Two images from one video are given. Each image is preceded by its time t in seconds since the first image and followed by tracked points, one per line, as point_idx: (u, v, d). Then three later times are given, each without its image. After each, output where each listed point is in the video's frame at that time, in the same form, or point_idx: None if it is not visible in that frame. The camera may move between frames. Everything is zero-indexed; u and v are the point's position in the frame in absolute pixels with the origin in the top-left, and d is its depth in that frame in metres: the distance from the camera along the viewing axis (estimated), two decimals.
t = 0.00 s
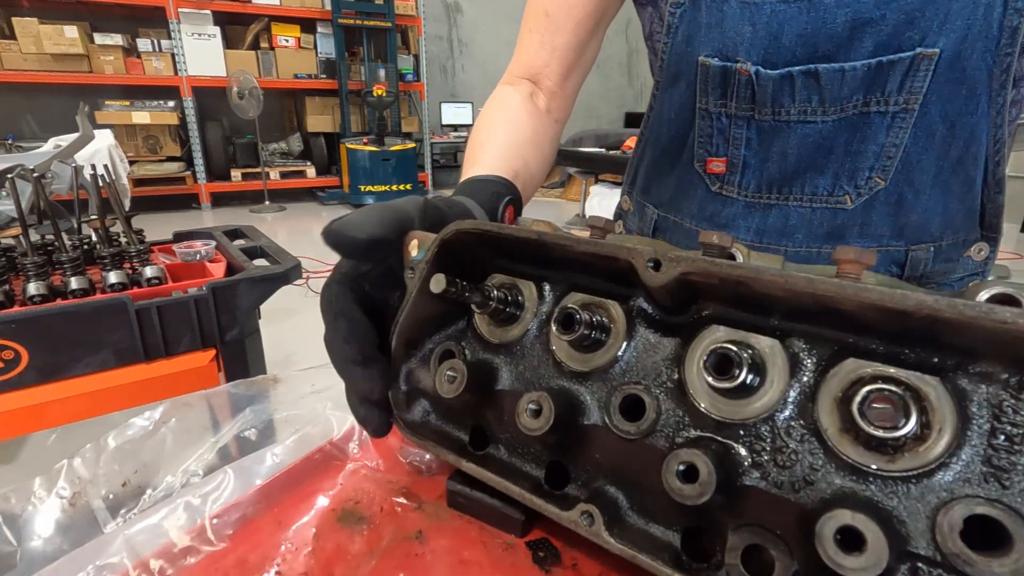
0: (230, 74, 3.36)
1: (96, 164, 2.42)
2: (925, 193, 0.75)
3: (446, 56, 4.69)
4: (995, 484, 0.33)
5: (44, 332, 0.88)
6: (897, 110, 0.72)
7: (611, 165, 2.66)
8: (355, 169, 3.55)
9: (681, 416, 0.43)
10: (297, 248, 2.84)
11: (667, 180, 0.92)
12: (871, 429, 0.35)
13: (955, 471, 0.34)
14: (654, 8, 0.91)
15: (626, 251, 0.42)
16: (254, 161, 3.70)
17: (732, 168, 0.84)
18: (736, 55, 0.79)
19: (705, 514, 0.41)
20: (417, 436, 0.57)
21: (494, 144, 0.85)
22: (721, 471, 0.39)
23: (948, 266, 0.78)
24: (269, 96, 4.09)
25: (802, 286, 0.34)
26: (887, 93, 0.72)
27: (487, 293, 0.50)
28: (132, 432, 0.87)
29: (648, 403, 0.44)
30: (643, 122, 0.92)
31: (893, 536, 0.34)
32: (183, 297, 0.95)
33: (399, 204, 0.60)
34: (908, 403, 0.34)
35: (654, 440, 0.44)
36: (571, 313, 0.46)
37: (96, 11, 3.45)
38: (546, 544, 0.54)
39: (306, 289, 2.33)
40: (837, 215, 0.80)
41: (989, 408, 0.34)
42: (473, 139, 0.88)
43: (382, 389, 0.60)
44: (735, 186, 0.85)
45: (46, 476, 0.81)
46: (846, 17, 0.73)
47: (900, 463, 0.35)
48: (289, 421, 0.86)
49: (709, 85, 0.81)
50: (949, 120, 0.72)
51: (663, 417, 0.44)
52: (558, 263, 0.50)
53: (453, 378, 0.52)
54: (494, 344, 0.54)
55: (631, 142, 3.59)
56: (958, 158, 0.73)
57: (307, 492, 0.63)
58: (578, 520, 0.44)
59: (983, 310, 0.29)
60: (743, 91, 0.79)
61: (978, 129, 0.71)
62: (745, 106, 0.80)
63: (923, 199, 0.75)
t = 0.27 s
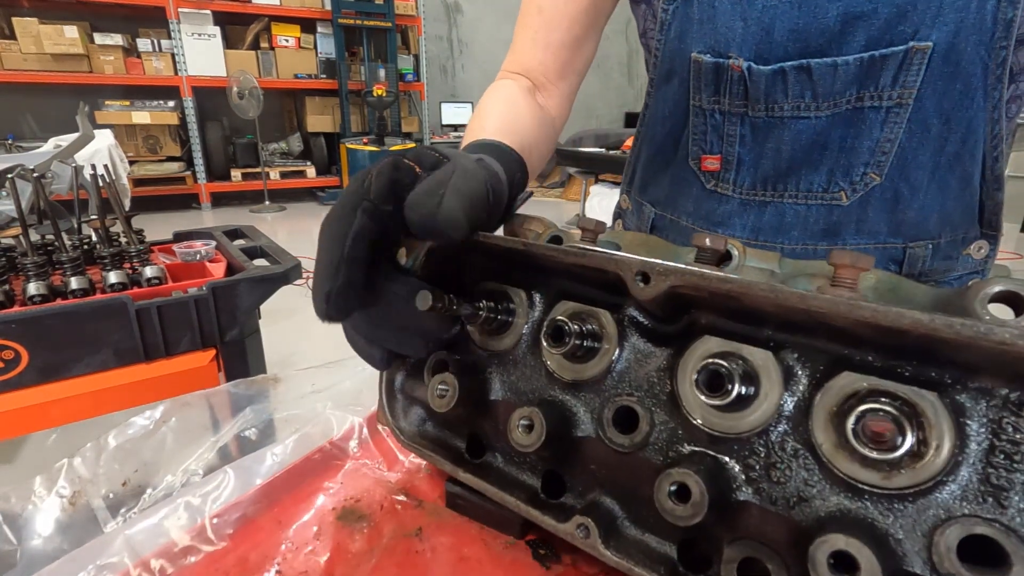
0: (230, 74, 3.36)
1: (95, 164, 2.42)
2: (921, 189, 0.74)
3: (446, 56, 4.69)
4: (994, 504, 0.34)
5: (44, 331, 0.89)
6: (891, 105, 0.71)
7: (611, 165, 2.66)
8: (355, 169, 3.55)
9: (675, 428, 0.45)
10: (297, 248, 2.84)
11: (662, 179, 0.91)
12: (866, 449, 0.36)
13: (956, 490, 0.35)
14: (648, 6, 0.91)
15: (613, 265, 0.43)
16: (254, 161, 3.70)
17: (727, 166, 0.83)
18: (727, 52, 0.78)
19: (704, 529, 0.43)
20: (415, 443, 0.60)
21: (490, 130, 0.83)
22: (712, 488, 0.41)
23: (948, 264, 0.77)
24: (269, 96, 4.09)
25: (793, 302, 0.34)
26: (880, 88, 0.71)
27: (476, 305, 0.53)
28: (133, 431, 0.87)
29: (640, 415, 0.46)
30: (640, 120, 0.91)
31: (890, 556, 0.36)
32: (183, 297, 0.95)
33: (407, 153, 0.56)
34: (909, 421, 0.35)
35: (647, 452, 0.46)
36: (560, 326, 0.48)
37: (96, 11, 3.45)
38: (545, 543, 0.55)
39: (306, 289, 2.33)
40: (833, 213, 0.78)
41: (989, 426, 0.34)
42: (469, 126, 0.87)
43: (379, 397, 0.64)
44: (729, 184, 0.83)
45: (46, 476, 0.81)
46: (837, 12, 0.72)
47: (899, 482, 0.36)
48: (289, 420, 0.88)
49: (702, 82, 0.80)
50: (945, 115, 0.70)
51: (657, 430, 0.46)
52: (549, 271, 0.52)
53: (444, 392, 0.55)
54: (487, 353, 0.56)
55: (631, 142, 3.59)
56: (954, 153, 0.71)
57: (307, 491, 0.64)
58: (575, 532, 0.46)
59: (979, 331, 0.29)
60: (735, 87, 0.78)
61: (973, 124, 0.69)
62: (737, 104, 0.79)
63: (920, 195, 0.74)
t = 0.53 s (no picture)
0: (230, 74, 3.36)
1: (95, 164, 2.42)
2: (915, 184, 0.74)
3: (446, 56, 4.69)
4: (991, 519, 0.34)
5: (44, 331, 0.89)
6: (884, 98, 0.71)
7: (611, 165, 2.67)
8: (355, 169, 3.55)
9: (670, 439, 0.45)
10: (296, 247, 2.84)
11: (659, 175, 0.91)
12: (859, 466, 0.36)
13: (953, 504, 0.35)
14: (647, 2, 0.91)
15: (604, 276, 0.42)
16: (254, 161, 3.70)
17: (722, 160, 0.83)
18: (722, 45, 0.78)
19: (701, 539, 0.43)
20: (412, 449, 0.60)
21: (491, 135, 0.83)
22: (707, 502, 0.41)
23: (944, 261, 0.76)
24: (269, 96, 4.09)
25: (786, 316, 0.34)
26: (874, 81, 0.71)
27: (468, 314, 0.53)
28: (133, 428, 0.86)
29: (635, 424, 0.46)
30: (638, 115, 0.92)
31: (886, 569, 0.36)
32: (183, 297, 0.95)
33: (403, 165, 0.60)
34: (907, 437, 0.34)
35: (642, 461, 0.46)
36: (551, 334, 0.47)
37: (96, 11, 3.45)
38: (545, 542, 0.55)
39: (306, 289, 2.33)
40: (828, 208, 0.78)
41: (989, 439, 0.34)
42: (469, 130, 0.87)
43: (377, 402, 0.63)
44: (725, 179, 0.83)
45: (46, 474, 0.81)
46: (830, 5, 0.72)
47: (893, 497, 0.36)
48: (289, 419, 0.88)
49: (698, 75, 0.80)
50: (938, 108, 0.70)
51: (652, 440, 0.46)
52: (540, 279, 0.51)
53: (440, 403, 0.55)
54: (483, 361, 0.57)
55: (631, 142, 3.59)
56: (948, 148, 0.71)
57: (307, 491, 0.64)
58: (572, 541, 0.46)
59: (976, 349, 0.28)
60: (731, 80, 0.78)
61: (967, 118, 0.69)
62: (732, 97, 0.79)
63: (915, 189, 0.74)
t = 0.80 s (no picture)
0: (230, 74, 3.36)
1: (95, 164, 2.42)
2: (910, 181, 0.73)
3: (446, 56, 4.69)
4: (991, 531, 0.33)
5: (44, 332, 0.89)
6: (879, 95, 0.71)
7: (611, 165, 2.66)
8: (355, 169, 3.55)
9: (667, 445, 0.45)
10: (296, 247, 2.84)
11: (659, 172, 0.91)
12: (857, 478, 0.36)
13: (953, 513, 0.34)
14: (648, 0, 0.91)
15: (601, 282, 0.42)
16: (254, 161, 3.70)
17: (721, 157, 0.83)
18: (721, 42, 0.78)
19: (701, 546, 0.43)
20: (412, 452, 0.60)
21: (486, 137, 0.82)
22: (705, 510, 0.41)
23: (941, 260, 0.75)
24: (269, 96, 4.09)
25: (782, 325, 0.34)
26: (870, 78, 0.71)
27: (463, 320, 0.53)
28: (133, 427, 0.86)
29: (632, 431, 0.46)
30: (638, 114, 0.92)
31: None
32: (183, 297, 0.95)
33: (397, 170, 0.62)
34: (909, 450, 0.34)
35: (638, 468, 0.46)
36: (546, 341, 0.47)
37: (96, 11, 3.45)
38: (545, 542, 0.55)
39: (306, 289, 2.33)
40: (824, 205, 0.78)
41: (989, 449, 0.33)
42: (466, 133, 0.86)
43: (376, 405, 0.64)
44: (723, 175, 0.83)
45: (46, 473, 0.81)
46: (826, 2, 0.73)
47: (891, 505, 0.36)
48: (289, 418, 0.88)
49: (697, 72, 0.81)
50: (933, 105, 0.70)
51: (649, 447, 0.46)
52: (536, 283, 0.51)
53: (437, 409, 0.55)
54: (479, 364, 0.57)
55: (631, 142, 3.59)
56: (943, 146, 0.70)
57: (307, 491, 0.64)
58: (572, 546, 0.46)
59: (977, 361, 0.28)
60: (730, 76, 0.79)
61: (962, 116, 0.69)
62: (730, 94, 0.80)
63: (910, 186, 0.73)
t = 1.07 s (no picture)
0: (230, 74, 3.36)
1: (95, 164, 2.42)
2: (905, 180, 0.73)
3: (445, 56, 4.69)
4: (990, 554, 0.33)
5: (44, 332, 0.89)
6: (875, 95, 0.72)
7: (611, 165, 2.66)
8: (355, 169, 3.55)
9: (660, 458, 0.45)
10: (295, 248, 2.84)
11: (658, 171, 0.91)
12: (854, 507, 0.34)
13: (951, 535, 0.34)
14: None
15: (590, 298, 0.41)
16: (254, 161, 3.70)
17: (720, 156, 0.83)
18: (721, 42, 0.79)
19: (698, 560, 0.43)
20: (411, 459, 0.60)
21: (479, 139, 0.81)
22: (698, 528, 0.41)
23: (936, 259, 0.74)
24: (269, 96, 4.09)
25: (772, 347, 0.33)
26: (866, 78, 0.72)
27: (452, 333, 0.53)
28: (132, 427, 0.86)
29: (625, 443, 0.46)
30: (642, 113, 0.92)
31: None
32: (183, 296, 0.96)
33: (379, 176, 0.60)
34: (902, 468, 0.33)
35: (632, 480, 0.46)
36: (535, 357, 0.46)
37: (96, 11, 3.45)
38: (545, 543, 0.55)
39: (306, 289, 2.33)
40: (821, 204, 0.78)
41: (987, 471, 0.33)
42: (463, 133, 0.85)
43: (372, 410, 0.64)
44: (722, 174, 0.84)
45: (46, 473, 0.81)
46: (824, 4, 0.73)
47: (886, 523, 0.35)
48: (290, 418, 0.88)
49: (697, 71, 0.81)
50: (927, 105, 0.70)
51: (641, 462, 0.46)
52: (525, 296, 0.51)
53: (429, 422, 0.56)
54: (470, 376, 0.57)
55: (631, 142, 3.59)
56: (938, 146, 0.70)
57: (307, 492, 0.64)
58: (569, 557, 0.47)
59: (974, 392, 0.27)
60: (729, 76, 0.79)
61: (956, 117, 0.69)
62: (729, 93, 0.80)
63: (906, 185, 0.73)
